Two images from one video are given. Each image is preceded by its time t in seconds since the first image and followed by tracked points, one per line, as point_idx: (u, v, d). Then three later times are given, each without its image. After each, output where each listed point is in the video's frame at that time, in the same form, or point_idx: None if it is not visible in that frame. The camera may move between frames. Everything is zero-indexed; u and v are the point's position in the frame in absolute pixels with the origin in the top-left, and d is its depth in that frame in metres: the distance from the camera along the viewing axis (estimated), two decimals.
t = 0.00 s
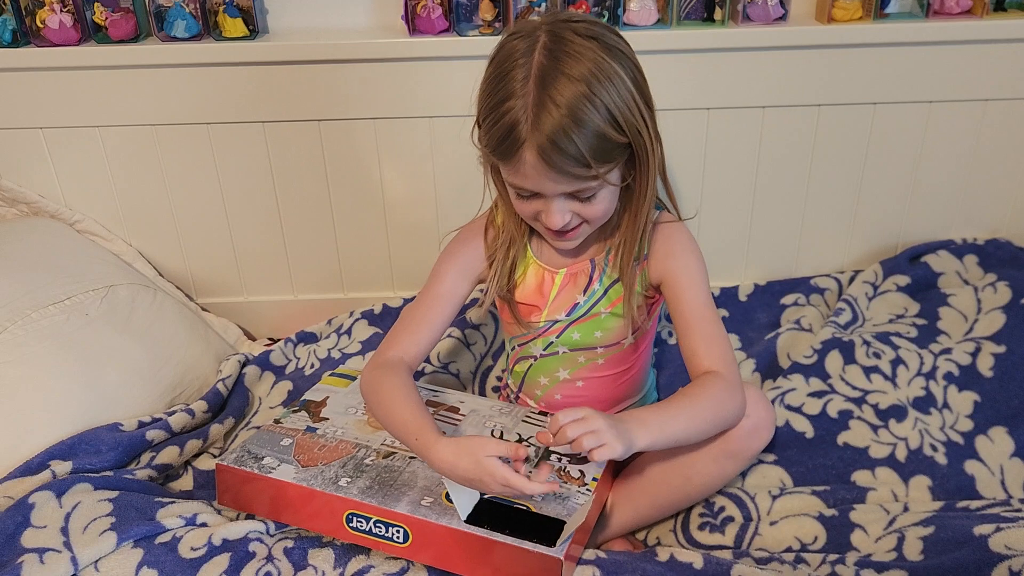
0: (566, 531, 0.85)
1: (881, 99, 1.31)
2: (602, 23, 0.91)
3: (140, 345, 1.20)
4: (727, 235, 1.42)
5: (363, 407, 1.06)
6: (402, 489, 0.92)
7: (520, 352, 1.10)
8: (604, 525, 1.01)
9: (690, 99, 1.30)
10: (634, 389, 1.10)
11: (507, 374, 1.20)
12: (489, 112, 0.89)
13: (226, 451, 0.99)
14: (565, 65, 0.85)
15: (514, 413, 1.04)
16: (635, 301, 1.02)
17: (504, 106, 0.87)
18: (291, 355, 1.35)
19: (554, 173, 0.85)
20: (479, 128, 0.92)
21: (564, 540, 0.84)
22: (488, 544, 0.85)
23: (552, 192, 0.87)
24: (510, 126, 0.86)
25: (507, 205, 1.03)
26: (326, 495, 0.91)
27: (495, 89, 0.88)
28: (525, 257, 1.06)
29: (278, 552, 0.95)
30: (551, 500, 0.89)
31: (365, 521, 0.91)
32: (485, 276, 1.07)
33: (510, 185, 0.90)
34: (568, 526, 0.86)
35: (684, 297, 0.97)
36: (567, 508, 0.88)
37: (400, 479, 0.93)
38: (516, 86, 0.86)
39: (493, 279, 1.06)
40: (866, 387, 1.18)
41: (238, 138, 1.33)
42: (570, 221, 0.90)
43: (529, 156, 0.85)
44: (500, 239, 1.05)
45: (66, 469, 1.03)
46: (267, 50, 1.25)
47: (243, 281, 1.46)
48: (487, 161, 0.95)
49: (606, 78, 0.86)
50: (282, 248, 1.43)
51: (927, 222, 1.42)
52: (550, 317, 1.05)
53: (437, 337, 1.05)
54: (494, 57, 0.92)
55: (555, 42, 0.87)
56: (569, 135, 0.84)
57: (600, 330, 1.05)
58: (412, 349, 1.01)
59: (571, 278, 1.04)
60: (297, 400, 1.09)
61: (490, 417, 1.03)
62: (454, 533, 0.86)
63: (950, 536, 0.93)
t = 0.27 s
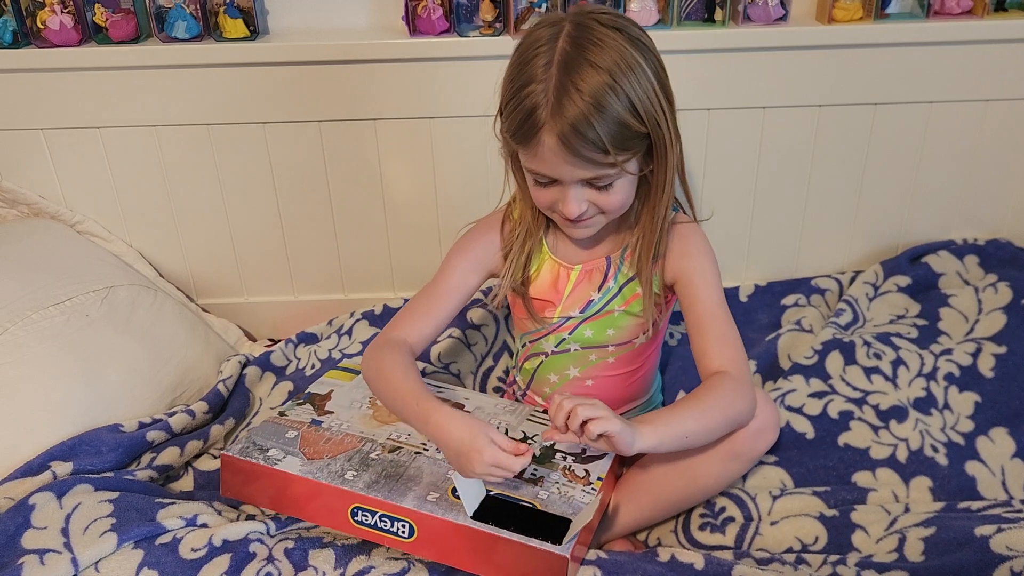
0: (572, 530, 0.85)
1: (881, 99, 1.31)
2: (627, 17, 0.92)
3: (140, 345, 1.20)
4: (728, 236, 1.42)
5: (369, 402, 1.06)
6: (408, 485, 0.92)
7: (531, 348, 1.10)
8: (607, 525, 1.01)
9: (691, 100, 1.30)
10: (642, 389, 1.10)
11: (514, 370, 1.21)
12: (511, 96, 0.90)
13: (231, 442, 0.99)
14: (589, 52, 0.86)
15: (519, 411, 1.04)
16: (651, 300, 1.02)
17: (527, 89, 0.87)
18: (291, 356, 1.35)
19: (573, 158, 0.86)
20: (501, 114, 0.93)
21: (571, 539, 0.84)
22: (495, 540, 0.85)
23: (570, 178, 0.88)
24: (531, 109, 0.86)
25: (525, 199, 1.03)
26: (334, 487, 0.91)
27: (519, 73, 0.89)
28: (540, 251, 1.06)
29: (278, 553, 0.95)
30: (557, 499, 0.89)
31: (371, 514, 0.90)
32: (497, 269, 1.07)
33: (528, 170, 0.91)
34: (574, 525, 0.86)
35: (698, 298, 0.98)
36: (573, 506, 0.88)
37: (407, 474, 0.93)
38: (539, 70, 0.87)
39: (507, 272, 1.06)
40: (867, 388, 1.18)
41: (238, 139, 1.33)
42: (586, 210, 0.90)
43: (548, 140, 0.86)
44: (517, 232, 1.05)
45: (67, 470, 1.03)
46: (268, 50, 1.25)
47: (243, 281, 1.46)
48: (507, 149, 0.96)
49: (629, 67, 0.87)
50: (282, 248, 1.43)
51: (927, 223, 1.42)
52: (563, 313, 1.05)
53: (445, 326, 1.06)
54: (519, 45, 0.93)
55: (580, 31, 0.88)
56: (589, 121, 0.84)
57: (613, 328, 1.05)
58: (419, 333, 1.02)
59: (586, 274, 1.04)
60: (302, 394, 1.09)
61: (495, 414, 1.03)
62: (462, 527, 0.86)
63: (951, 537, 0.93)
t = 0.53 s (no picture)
0: (575, 531, 0.84)
1: (881, 99, 1.30)
2: (643, 16, 0.92)
3: (139, 346, 1.20)
4: (727, 236, 1.42)
5: (369, 399, 1.06)
6: (410, 483, 0.91)
7: (535, 345, 1.09)
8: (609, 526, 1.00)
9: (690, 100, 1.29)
10: (646, 388, 1.10)
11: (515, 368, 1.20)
12: (524, 89, 0.90)
13: (232, 439, 0.99)
14: (603, 48, 0.86)
15: (520, 411, 1.04)
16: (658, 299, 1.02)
17: (540, 83, 0.87)
18: (290, 356, 1.34)
19: (583, 154, 0.86)
20: (515, 107, 0.93)
21: (574, 540, 0.84)
22: (497, 540, 0.84)
23: (579, 174, 0.88)
24: (544, 102, 0.86)
25: (535, 193, 1.03)
26: (336, 485, 0.91)
27: (533, 67, 0.89)
28: (547, 245, 1.06)
29: (277, 554, 0.95)
30: (560, 500, 0.89)
31: (372, 513, 0.90)
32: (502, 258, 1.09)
33: (538, 164, 0.90)
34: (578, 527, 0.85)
35: (706, 298, 0.98)
36: (575, 507, 0.88)
37: (409, 472, 0.93)
38: (553, 65, 0.87)
39: (514, 265, 1.07)
40: (867, 388, 1.18)
41: (237, 140, 1.32)
42: (594, 207, 0.90)
43: (559, 134, 0.86)
44: (524, 225, 1.06)
45: (65, 471, 1.03)
46: (266, 51, 1.24)
47: (242, 281, 1.46)
48: (519, 143, 0.96)
49: (642, 64, 0.86)
50: (281, 248, 1.43)
51: (927, 223, 1.42)
52: (569, 309, 1.05)
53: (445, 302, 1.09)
54: (535, 39, 0.93)
55: (596, 27, 0.88)
56: (600, 117, 0.84)
57: (618, 326, 1.05)
58: (418, 306, 1.06)
59: (593, 271, 1.04)
60: (302, 390, 1.09)
61: (497, 413, 1.03)
62: (464, 527, 0.86)
63: (951, 538, 0.92)
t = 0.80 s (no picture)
0: (576, 533, 0.84)
1: (881, 99, 1.30)
2: (650, 14, 0.92)
3: (138, 346, 1.20)
4: (727, 235, 1.42)
5: (369, 398, 1.06)
6: (410, 484, 0.91)
7: (538, 344, 1.09)
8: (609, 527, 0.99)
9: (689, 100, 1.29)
10: (648, 387, 1.10)
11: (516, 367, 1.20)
12: (530, 85, 0.89)
13: (232, 438, 0.99)
14: (610, 45, 0.86)
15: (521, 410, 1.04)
16: (661, 299, 1.02)
17: (545, 80, 0.87)
18: (290, 356, 1.34)
19: (587, 151, 0.86)
20: (521, 104, 0.93)
21: (575, 543, 0.84)
22: (498, 542, 0.84)
23: (583, 170, 0.87)
24: (549, 98, 0.86)
25: (539, 191, 1.04)
26: (336, 486, 0.91)
27: (539, 63, 0.89)
28: (551, 243, 1.06)
29: (276, 554, 0.95)
30: (561, 501, 0.89)
31: (372, 514, 0.90)
32: (507, 256, 1.09)
33: (542, 160, 0.90)
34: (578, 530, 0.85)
35: (707, 298, 0.99)
36: (576, 509, 0.88)
37: (409, 473, 0.93)
38: (558, 61, 0.87)
39: (518, 263, 1.07)
40: (867, 388, 1.18)
41: (236, 140, 1.32)
42: (597, 204, 0.90)
43: (564, 131, 0.85)
44: (528, 223, 1.06)
45: (64, 472, 1.03)
46: (265, 50, 1.24)
47: (242, 281, 1.46)
48: (525, 140, 0.96)
49: (648, 62, 0.86)
50: (280, 248, 1.42)
51: (927, 222, 1.41)
52: (572, 308, 1.05)
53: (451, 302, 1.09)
54: (542, 36, 0.93)
55: (602, 25, 0.88)
56: (605, 114, 0.84)
57: (622, 326, 1.04)
58: (425, 307, 1.06)
59: (597, 269, 1.04)
60: (302, 390, 1.09)
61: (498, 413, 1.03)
62: (464, 529, 0.86)
63: (952, 538, 0.92)
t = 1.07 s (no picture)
0: (575, 533, 0.84)
1: (882, 98, 1.30)
2: (653, 13, 0.92)
3: (138, 346, 1.19)
4: (727, 235, 1.42)
5: (370, 398, 1.06)
6: (410, 483, 0.91)
7: (539, 342, 1.09)
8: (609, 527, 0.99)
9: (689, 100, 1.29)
10: (648, 387, 1.10)
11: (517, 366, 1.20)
12: (532, 84, 0.89)
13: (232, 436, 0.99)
14: (612, 45, 0.86)
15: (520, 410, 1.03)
16: (662, 297, 1.02)
17: (547, 78, 0.87)
18: (290, 357, 1.34)
19: (588, 150, 0.85)
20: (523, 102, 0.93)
21: (575, 542, 0.83)
22: (498, 541, 0.84)
23: (585, 169, 0.87)
24: (551, 97, 0.86)
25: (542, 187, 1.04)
26: (336, 485, 0.91)
27: (541, 62, 0.89)
28: (553, 240, 1.06)
29: (275, 555, 0.95)
30: (560, 501, 0.89)
31: (372, 513, 0.90)
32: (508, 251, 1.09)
33: (544, 159, 0.90)
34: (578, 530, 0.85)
35: (708, 298, 0.99)
36: (576, 509, 0.88)
37: (409, 472, 0.92)
38: (561, 60, 0.87)
39: (519, 258, 1.06)
40: (867, 388, 1.18)
41: (236, 140, 1.32)
42: (599, 202, 0.90)
43: (565, 130, 0.85)
44: (531, 220, 1.06)
45: (63, 472, 1.02)
46: (264, 50, 1.24)
47: (242, 282, 1.46)
48: (527, 138, 0.96)
49: (650, 62, 0.86)
50: (280, 248, 1.42)
51: (927, 222, 1.41)
52: (573, 305, 1.05)
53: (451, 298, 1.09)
54: (545, 35, 0.93)
55: (604, 23, 0.88)
56: (607, 113, 0.84)
57: (622, 325, 1.04)
58: (427, 301, 1.05)
59: (598, 266, 1.03)
60: (302, 388, 1.09)
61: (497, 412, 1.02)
62: (464, 528, 0.85)
63: (952, 538, 0.92)
